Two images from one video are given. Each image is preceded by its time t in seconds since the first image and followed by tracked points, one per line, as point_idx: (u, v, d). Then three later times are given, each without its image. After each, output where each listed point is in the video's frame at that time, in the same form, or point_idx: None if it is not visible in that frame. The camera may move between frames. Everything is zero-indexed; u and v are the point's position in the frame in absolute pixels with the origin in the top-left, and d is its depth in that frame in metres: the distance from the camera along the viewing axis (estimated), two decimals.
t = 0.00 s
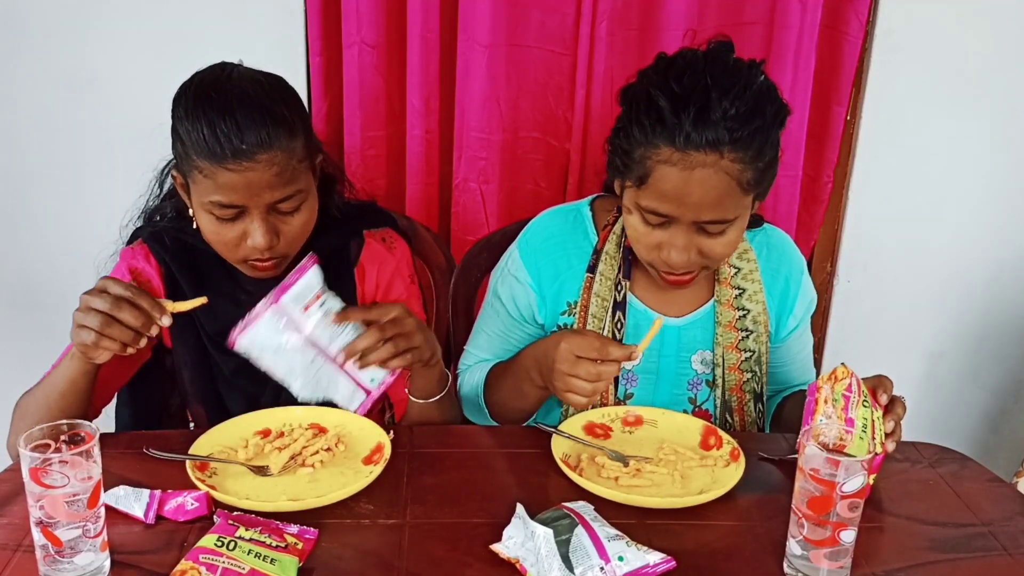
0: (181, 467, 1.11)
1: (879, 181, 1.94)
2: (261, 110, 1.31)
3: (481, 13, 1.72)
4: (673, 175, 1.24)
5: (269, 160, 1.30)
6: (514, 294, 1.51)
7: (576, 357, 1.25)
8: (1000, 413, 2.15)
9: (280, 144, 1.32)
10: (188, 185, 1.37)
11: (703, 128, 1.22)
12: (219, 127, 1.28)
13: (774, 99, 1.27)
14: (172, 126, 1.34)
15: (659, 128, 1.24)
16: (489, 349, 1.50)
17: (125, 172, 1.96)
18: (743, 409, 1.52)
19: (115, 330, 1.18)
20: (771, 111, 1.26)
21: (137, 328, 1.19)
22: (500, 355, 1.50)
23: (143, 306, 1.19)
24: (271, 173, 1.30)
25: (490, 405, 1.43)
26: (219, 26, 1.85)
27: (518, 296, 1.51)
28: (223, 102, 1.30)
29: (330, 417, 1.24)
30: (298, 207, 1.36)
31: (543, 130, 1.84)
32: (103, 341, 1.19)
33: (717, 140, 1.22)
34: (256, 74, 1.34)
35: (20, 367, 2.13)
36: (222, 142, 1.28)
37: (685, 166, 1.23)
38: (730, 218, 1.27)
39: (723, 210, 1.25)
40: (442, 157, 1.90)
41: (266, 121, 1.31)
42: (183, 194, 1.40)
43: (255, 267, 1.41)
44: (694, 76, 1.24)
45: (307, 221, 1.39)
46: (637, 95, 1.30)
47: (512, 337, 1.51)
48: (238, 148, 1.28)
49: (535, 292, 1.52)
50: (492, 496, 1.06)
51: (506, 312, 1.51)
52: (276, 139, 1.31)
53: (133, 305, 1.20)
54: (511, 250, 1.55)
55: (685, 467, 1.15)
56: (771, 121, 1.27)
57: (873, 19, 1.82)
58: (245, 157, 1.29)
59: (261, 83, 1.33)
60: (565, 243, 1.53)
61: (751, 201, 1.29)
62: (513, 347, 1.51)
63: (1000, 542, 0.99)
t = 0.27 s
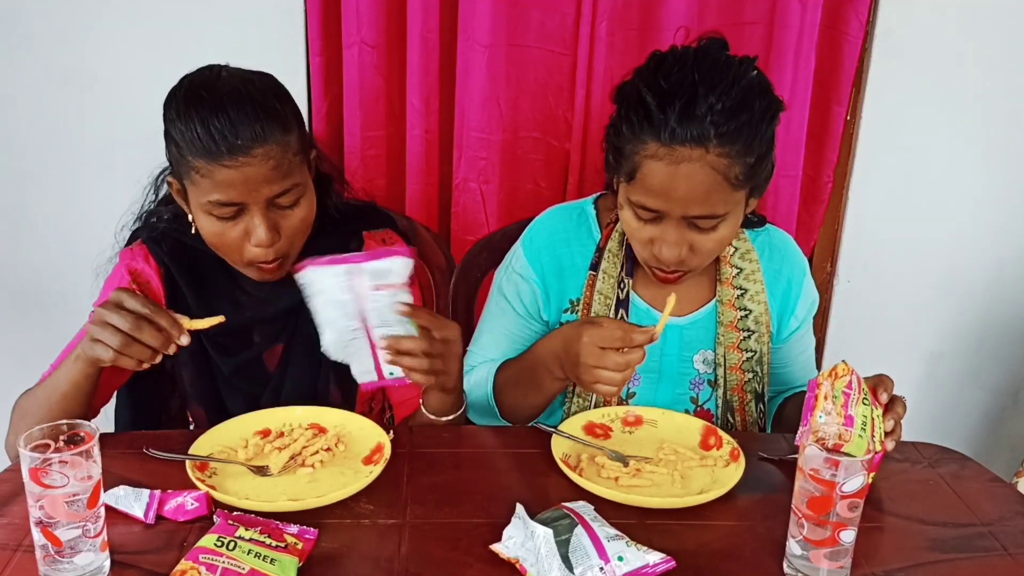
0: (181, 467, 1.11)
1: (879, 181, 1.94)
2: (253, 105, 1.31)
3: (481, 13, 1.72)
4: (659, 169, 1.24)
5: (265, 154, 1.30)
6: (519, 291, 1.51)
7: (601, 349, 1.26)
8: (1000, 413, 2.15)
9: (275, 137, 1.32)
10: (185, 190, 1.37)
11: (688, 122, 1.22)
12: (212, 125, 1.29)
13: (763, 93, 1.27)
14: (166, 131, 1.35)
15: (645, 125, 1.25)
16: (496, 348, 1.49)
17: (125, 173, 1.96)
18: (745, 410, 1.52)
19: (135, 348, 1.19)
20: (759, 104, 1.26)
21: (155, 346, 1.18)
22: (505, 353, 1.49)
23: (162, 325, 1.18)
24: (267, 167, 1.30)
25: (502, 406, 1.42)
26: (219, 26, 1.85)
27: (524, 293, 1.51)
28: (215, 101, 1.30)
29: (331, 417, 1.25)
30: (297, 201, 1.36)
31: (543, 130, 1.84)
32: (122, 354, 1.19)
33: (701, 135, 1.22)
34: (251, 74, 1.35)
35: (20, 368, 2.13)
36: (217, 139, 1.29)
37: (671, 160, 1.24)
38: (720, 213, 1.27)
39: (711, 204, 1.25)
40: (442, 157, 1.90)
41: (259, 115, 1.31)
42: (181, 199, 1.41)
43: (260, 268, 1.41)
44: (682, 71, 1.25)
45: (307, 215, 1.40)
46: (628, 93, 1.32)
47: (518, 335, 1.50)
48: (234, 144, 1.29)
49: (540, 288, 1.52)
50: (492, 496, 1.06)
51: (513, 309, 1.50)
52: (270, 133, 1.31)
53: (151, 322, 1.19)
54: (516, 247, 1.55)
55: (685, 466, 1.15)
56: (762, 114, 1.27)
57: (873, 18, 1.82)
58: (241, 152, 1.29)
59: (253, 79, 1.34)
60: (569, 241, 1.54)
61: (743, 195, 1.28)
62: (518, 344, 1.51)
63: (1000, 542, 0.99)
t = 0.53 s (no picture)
0: (181, 467, 1.11)
1: (879, 181, 1.94)
2: (254, 101, 1.32)
3: (481, 13, 1.72)
4: (661, 148, 1.25)
5: (269, 146, 1.30)
6: (525, 286, 1.50)
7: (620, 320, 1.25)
8: (1000, 413, 2.15)
9: (278, 129, 1.32)
10: (186, 192, 1.37)
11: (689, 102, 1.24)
12: (213, 121, 1.29)
13: (761, 77, 1.29)
14: (162, 133, 1.34)
15: (647, 106, 1.27)
16: (502, 345, 1.47)
17: (125, 173, 1.96)
18: (745, 410, 1.53)
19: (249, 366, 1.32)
20: (758, 88, 1.28)
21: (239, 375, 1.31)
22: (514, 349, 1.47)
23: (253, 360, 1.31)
24: (273, 158, 1.30)
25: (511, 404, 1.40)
26: (220, 27, 1.85)
27: (532, 289, 1.51)
28: (214, 97, 1.30)
29: (332, 418, 1.25)
30: (302, 192, 1.37)
31: (543, 130, 1.84)
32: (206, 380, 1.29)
33: (703, 114, 1.24)
34: (241, 70, 1.35)
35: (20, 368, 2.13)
36: (220, 134, 1.28)
37: (672, 138, 1.25)
38: (722, 196, 1.27)
39: (713, 184, 1.26)
40: (442, 157, 1.90)
41: (260, 108, 1.31)
42: (181, 202, 1.41)
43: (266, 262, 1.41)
44: (681, 56, 1.28)
45: (311, 207, 1.40)
46: (627, 83, 1.34)
47: (525, 330, 1.49)
48: (238, 138, 1.29)
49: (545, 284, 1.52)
50: (493, 496, 1.06)
51: (520, 305, 1.49)
52: (274, 125, 1.32)
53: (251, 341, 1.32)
54: (519, 244, 1.55)
55: (685, 466, 1.15)
56: (761, 98, 1.29)
57: (873, 18, 1.82)
58: (246, 145, 1.29)
59: (249, 76, 1.35)
60: (573, 238, 1.54)
61: (744, 178, 1.29)
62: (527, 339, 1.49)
63: (1000, 542, 0.99)
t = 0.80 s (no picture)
0: (181, 467, 1.11)
1: (879, 181, 1.94)
2: (259, 100, 1.32)
3: (481, 13, 1.72)
4: (660, 138, 1.28)
5: (265, 146, 1.30)
6: (528, 284, 1.50)
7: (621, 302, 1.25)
8: (1000, 413, 2.15)
9: (278, 132, 1.32)
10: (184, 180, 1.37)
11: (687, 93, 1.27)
12: (217, 114, 1.29)
13: (760, 70, 1.31)
14: (171, 121, 1.35)
15: (646, 97, 1.30)
16: (505, 344, 1.46)
17: (124, 173, 1.96)
18: (746, 410, 1.53)
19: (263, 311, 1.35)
20: (756, 80, 1.31)
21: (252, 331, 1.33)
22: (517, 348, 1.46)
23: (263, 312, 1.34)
24: (266, 159, 1.30)
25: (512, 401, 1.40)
26: (220, 27, 1.85)
27: (535, 287, 1.51)
28: (223, 91, 1.31)
29: (332, 417, 1.25)
30: (294, 199, 1.36)
31: (543, 130, 1.84)
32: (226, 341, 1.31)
33: (701, 103, 1.27)
34: (259, 71, 1.36)
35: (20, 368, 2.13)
36: (219, 128, 1.29)
37: (671, 128, 1.28)
38: (722, 188, 1.29)
39: (713, 174, 1.28)
40: (442, 157, 1.90)
41: (264, 110, 1.31)
42: (180, 190, 1.40)
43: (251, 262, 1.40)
44: (682, 50, 1.31)
45: (304, 216, 1.39)
46: (627, 78, 1.37)
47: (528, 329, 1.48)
48: (235, 134, 1.29)
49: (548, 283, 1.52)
50: (493, 496, 1.06)
51: (523, 303, 1.49)
52: (275, 128, 1.32)
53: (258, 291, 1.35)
54: (523, 242, 1.55)
55: (685, 466, 1.15)
56: (759, 97, 1.31)
57: (873, 18, 1.82)
58: (241, 142, 1.29)
59: (265, 77, 1.36)
60: (575, 238, 1.54)
61: (742, 172, 1.31)
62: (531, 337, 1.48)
63: (1000, 542, 0.99)
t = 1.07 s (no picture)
0: (181, 467, 1.11)
1: (879, 180, 1.94)
2: (270, 105, 1.32)
3: (481, 13, 1.72)
4: (666, 131, 1.30)
5: (274, 153, 1.30)
6: (524, 288, 1.51)
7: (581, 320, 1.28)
8: (1001, 413, 2.15)
9: (288, 139, 1.32)
10: (186, 174, 1.36)
11: (693, 90, 1.28)
12: (228, 118, 1.29)
13: (767, 70, 1.30)
14: (176, 115, 1.34)
15: (653, 91, 1.30)
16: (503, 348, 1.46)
17: (123, 173, 1.96)
18: (748, 410, 1.52)
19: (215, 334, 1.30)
20: (763, 78, 1.30)
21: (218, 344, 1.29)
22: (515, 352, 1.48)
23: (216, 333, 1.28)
24: (275, 166, 1.30)
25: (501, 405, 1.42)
26: (220, 27, 1.85)
27: (530, 291, 1.51)
28: (235, 94, 1.30)
29: (330, 417, 1.25)
30: (297, 204, 1.37)
31: (543, 130, 1.83)
32: (166, 350, 1.26)
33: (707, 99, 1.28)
34: (268, 71, 1.35)
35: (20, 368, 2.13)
36: (230, 133, 1.29)
37: (677, 122, 1.29)
38: (724, 183, 1.31)
39: (715, 169, 1.29)
40: (442, 157, 1.90)
41: (274, 116, 1.31)
42: (180, 185, 1.39)
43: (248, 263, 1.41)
44: (690, 46, 1.29)
45: (304, 220, 1.40)
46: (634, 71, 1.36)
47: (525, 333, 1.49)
48: (245, 140, 1.29)
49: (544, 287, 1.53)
50: (493, 496, 1.06)
51: (518, 308, 1.50)
52: (284, 134, 1.32)
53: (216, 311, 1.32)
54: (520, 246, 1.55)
55: (685, 466, 1.15)
56: (766, 98, 1.30)
57: (873, 18, 1.82)
58: (251, 147, 1.29)
59: (275, 79, 1.35)
60: (575, 239, 1.55)
61: (745, 172, 1.32)
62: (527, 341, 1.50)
63: (1000, 542, 0.99)
